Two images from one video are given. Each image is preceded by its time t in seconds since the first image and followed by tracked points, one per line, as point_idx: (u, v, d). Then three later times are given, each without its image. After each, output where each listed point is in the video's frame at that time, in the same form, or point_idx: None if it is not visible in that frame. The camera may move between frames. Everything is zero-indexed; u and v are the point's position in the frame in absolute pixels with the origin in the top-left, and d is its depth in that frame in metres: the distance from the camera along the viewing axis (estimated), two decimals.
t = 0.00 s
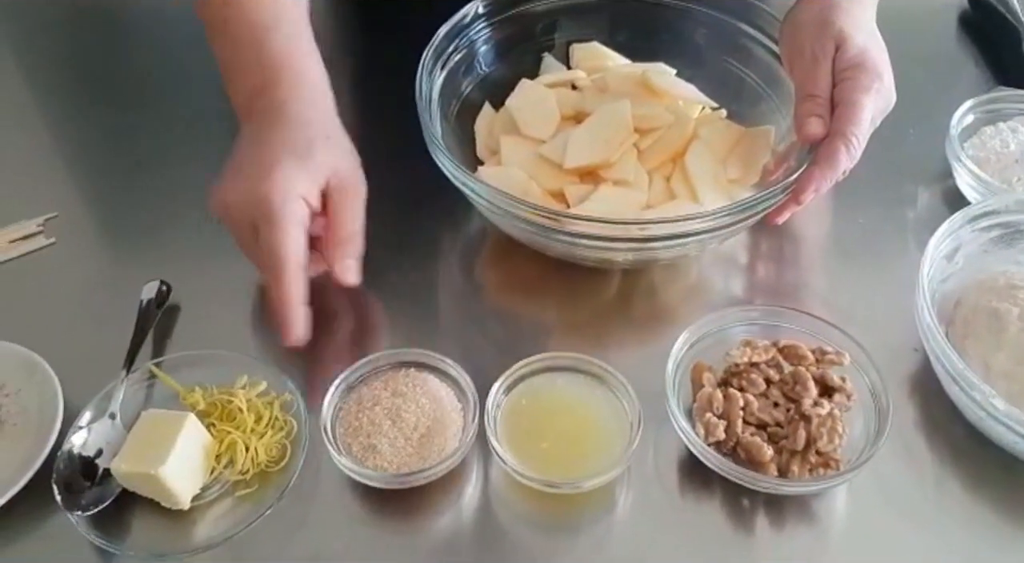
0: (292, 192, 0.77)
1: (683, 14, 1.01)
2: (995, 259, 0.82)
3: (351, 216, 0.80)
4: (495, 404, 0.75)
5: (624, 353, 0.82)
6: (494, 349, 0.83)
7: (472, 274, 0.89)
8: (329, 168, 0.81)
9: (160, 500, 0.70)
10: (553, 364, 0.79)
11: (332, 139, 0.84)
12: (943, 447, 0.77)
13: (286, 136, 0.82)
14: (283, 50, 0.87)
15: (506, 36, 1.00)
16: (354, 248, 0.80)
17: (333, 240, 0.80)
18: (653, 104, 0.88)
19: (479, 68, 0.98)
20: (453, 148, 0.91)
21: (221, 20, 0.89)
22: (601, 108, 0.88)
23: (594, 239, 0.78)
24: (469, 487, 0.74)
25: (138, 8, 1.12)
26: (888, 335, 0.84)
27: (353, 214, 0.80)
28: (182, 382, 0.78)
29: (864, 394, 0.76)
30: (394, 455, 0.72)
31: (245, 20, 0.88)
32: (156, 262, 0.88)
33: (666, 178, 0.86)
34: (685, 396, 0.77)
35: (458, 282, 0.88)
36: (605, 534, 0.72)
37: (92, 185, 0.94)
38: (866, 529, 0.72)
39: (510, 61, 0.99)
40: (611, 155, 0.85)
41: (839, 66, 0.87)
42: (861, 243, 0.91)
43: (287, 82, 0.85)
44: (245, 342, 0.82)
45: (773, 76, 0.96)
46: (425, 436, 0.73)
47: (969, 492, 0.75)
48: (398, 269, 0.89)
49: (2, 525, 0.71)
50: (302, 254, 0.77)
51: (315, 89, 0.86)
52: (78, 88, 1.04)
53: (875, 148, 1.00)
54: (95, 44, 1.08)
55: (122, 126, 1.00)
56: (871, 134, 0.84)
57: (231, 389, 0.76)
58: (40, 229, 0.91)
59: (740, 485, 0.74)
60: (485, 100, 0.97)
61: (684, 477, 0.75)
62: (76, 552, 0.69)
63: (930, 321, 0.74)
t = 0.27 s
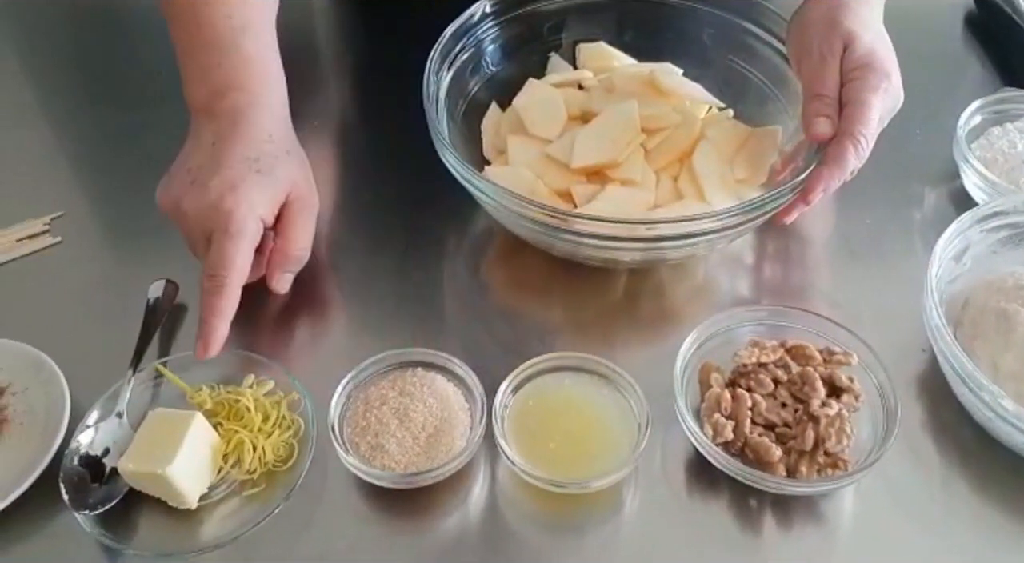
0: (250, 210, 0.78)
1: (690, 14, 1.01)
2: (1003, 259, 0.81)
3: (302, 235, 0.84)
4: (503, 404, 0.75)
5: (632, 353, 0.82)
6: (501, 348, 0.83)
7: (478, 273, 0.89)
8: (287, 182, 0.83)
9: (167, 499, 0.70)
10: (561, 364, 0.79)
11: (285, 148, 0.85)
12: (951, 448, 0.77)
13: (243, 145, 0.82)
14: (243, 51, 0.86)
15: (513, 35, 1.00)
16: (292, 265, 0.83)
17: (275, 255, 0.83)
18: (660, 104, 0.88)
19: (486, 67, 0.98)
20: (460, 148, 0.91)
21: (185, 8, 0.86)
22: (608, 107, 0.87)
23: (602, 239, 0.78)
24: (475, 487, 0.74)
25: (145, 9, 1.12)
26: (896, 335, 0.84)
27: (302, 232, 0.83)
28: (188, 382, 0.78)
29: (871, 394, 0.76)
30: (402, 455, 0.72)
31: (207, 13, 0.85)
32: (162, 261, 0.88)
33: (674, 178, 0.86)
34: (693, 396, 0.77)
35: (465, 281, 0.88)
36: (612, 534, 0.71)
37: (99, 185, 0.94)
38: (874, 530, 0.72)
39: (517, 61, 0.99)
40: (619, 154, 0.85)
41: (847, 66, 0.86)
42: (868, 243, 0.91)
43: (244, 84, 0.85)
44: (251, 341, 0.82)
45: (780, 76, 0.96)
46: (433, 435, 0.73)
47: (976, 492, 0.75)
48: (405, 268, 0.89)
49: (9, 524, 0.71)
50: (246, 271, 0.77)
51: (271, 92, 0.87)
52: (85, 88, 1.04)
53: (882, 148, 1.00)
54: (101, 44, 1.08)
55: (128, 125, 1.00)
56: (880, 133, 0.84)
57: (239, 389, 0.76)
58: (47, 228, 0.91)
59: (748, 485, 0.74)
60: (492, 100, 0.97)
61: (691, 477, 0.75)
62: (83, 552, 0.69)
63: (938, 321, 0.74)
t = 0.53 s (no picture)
0: (282, 214, 0.77)
1: (692, 11, 1.01)
2: (1006, 257, 0.81)
3: (336, 235, 0.83)
4: (506, 402, 0.75)
5: (635, 352, 0.82)
6: (504, 346, 0.83)
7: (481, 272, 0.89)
8: (320, 183, 0.81)
9: (155, 489, 0.70)
10: (564, 362, 0.79)
11: (314, 148, 0.84)
12: (954, 446, 0.77)
13: (275, 146, 0.81)
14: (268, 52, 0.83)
15: (515, 34, 1.00)
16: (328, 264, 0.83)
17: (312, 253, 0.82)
18: (663, 102, 0.88)
19: (489, 65, 0.98)
20: (462, 146, 0.91)
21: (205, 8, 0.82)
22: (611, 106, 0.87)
23: (605, 237, 0.78)
24: (478, 485, 0.74)
25: (146, 7, 1.12)
26: (899, 334, 0.84)
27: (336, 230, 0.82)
28: (191, 380, 0.78)
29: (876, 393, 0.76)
30: (405, 453, 0.72)
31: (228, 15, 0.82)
32: (164, 260, 0.88)
33: (677, 176, 0.86)
34: (697, 394, 0.77)
35: (467, 280, 0.88)
36: (615, 533, 0.71)
37: (101, 183, 0.94)
38: (877, 528, 0.72)
39: (519, 59, 0.99)
40: (622, 152, 0.85)
41: (850, 64, 0.86)
42: (871, 241, 0.91)
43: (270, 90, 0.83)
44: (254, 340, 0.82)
45: (782, 75, 0.96)
46: (436, 434, 0.73)
47: (980, 491, 0.75)
48: (407, 266, 0.88)
49: (11, 523, 0.71)
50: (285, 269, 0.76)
51: (298, 93, 0.85)
52: (86, 87, 1.04)
53: (884, 146, 1.00)
54: (103, 43, 1.08)
55: (130, 124, 1.00)
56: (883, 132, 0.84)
57: (256, 395, 0.76)
58: (49, 226, 0.91)
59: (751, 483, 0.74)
60: (494, 98, 0.96)
61: (694, 475, 0.75)
62: (85, 550, 0.69)
63: (941, 319, 0.74)
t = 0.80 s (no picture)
0: (233, 218, 0.72)
1: (694, 10, 1.01)
2: (1008, 257, 0.81)
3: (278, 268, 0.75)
4: (508, 402, 0.75)
5: (636, 352, 0.82)
6: (506, 347, 0.83)
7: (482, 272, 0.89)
8: (272, 207, 0.76)
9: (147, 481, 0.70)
10: (566, 362, 0.78)
11: (273, 166, 0.79)
12: (957, 446, 0.77)
13: (231, 158, 0.77)
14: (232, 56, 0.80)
15: (516, 33, 1.00)
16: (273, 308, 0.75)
17: (253, 290, 0.74)
18: (664, 101, 0.88)
19: (490, 65, 0.98)
20: (464, 146, 0.91)
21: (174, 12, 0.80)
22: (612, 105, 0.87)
23: (607, 237, 0.78)
24: (479, 485, 0.74)
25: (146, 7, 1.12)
26: (901, 334, 0.84)
27: (280, 274, 0.76)
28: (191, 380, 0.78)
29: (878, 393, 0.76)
30: (407, 453, 0.72)
31: (200, 21, 0.79)
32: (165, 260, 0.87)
33: (678, 176, 0.85)
34: (699, 394, 0.77)
35: (468, 280, 0.88)
36: (616, 534, 0.71)
37: (101, 183, 0.94)
38: (880, 528, 0.72)
39: (520, 58, 0.99)
40: (623, 152, 0.85)
41: (852, 64, 0.86)
42: (873, 241, 0.91)
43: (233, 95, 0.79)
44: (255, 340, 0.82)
45: (784, 75, 0.96)
46: (438, 433, 0.73)
47: (982, 491, 0.75)
48: (408, 266, 0.88)
49: (12, 522, 0.71)
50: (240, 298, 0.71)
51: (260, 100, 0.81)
52: (87, 87, 1.04)
53: (885, 146, 0.99)
54: (103, 43, 1.08)
55: (130, 124, 0.99)
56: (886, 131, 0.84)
57: (262, 398, 0.76)
58: (49, 226, 0.90)
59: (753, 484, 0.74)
60: (495, 98, 0.96)
61: (696, 475, 0.75)
62: (86, 550, 0.69)
63: (944, 319, 0.74)
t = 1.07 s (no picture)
0: (234, 299, 0.65)
1: (692, 11, 1.01)
2: (1006, 258, 0.81)
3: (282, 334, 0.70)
4: (506, 403, 0.75)
5: (635, 353, 0.82)
6: (504, 348, 0.83)
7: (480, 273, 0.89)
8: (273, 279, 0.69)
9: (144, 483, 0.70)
10: (565, 364, 0.78)
11: (271, 233, 0.70)
12: (955, 448, 0.77)
13: (224, 223, 0.68)
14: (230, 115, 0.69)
15: (514, 34, 1.00)
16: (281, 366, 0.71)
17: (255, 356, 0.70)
18: (663, 102, 0.88)
19: (488, 65, 0.98)
20: (462, 147, 0.91)
21: (160, 48, 0.67)
22: (611, 106, 0.87)
23: (605, 238, 0.78)
24: (477, 487, 0.73)
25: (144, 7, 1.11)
26: (900, 335, 0.84)
27: (285, 335, 0.70)
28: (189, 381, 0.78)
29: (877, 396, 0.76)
30: (405, 455, 0.72)
31: (187, 61, 0.68)
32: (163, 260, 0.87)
33: (677, 177, 0.85)
34: (698, 396, 0.76)
35: (466, 281, 0.88)
36: (614, 536, 0.71)
37: (98, 183, 0.94)
38: (878, 530, 0.72)
39: (518, 59, 0.99)
40: (621, 153, 0.84)
41: (851, 65, 0.86)
42: (871, 243, 0.91)
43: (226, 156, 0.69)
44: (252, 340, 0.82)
45: (782, 76, 0.96)
46: (436, 435, 0.73)
47: (980, 492, 0.75)
48: (405, 267, 0.88)
49: (9, 523, 0.71)
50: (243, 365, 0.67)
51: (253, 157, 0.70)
52: (84, 87, 1.03)
53: (884, 147, 0.99)
54: (100, 43, 1.08)
55: (128, 124, 0.99)
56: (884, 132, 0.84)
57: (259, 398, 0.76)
58: (46, 226, 0.90)
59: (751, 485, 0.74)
60: (493, 98, 0.96)
61: (695, 476, 0.75)
62: (83, 551, 0.69)
63: (942, 320, 0.74)
